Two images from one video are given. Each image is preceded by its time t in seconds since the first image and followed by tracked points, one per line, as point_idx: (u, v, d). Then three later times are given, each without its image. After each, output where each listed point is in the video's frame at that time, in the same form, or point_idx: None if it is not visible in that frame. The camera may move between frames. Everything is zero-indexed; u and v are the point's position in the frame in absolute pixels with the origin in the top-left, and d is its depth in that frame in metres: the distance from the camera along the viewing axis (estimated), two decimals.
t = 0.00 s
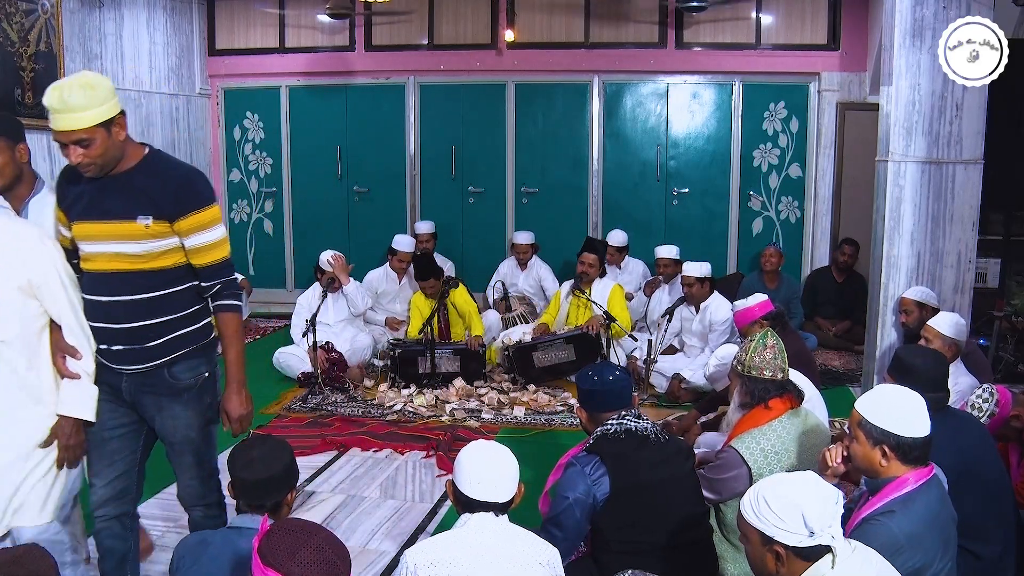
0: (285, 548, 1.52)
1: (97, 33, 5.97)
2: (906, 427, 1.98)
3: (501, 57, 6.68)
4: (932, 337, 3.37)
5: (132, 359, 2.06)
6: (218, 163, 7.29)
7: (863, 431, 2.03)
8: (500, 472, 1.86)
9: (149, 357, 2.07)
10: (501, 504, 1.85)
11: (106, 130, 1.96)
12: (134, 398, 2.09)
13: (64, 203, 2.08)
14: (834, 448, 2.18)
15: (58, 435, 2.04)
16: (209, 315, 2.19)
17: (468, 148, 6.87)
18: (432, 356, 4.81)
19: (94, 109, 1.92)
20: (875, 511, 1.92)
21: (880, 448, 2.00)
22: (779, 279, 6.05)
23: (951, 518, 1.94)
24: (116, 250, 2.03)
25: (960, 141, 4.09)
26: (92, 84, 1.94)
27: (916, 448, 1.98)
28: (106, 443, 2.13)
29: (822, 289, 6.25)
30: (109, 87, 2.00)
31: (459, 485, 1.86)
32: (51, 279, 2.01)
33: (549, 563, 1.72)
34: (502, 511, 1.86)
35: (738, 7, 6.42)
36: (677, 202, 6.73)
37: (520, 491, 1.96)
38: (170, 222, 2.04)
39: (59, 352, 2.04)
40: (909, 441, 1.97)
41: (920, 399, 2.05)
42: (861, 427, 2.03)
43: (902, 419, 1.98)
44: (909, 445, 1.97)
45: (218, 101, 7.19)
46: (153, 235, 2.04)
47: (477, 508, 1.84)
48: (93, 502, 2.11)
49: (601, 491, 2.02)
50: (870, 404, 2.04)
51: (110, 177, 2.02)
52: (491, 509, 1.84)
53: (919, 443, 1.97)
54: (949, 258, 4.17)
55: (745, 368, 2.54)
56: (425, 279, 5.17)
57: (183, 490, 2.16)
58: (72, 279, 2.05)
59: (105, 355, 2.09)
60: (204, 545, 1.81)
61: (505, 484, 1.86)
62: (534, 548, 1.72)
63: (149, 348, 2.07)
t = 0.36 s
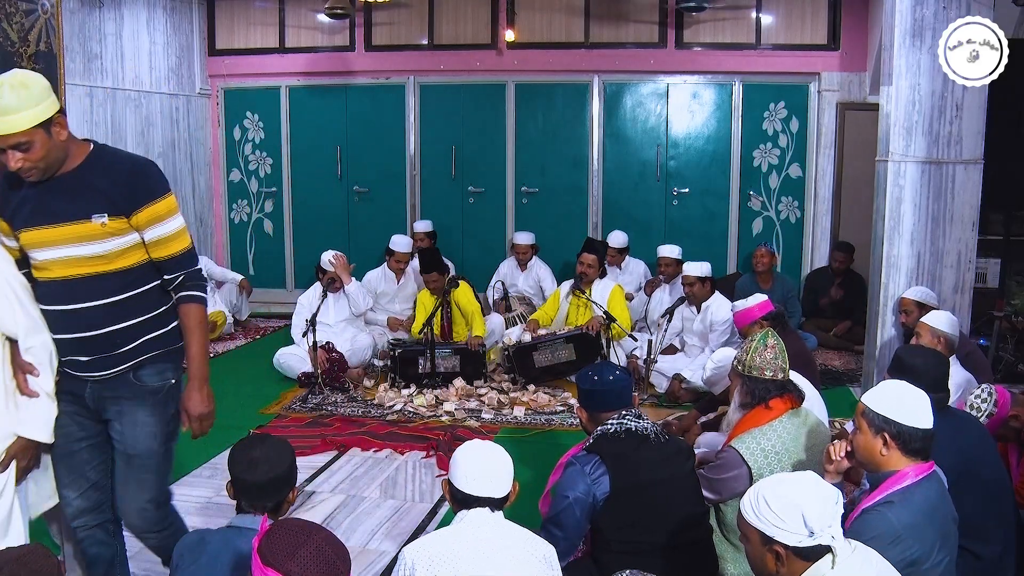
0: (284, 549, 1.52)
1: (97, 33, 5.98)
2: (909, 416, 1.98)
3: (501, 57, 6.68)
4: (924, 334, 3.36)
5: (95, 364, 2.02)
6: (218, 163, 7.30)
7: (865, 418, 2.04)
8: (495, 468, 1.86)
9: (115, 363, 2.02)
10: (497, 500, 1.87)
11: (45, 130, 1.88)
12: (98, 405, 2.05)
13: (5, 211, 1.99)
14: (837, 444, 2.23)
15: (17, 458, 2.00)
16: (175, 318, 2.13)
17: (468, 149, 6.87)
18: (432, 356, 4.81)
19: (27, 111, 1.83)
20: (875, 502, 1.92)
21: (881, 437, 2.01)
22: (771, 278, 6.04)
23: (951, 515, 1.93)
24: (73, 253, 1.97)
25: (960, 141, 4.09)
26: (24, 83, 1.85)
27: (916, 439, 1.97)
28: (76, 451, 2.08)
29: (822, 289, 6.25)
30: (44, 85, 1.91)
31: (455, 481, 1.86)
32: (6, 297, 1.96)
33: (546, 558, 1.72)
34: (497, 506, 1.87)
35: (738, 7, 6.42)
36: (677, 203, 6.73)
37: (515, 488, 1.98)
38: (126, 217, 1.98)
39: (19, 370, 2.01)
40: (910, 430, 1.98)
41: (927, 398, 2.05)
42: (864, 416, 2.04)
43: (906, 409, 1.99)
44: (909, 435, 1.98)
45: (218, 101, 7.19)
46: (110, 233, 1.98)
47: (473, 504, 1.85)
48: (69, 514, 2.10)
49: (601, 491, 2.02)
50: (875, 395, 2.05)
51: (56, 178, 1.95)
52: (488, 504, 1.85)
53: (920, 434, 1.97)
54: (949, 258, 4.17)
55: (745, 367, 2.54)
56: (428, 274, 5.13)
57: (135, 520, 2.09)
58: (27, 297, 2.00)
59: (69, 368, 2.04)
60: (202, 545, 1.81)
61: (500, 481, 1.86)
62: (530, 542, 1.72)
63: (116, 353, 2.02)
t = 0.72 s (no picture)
0: (283, 548, 1.52)
1: (97, 33, 5.98)
2: (904, 416, 1.98)
3: (501, 57, 6.68)
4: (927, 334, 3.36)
5: (61, 370, 1.97)
6: (218, 163, 7.30)
7: (862, 419, 2.04)
8: (492, 466, 1.87)
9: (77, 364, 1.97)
10: (495, 496, 1.86)
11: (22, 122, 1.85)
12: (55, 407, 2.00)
13: None
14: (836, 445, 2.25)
15: None
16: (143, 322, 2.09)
17: (468, 148, 6.87)
18: (432, 356, 4.81)
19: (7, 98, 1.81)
20: (872, 503, 1.92)
21: (876, 437, 2.01)
22: (775, 278, 6.04)
23: (949, 514, 1.93)
24: (44, 256, 1.93)
25: (960, 141, 4.09)
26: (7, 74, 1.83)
27: (912, 439, 1.98)
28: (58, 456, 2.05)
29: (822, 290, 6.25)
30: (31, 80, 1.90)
31: (453, 480, 1.86)
32: None
33: (543, 553, 1.71)
34: (495, 503, 1.87)
35: (738, 7, 6.42)
36: (677, 202, 6.73)
37: (512, 488, 1.97)
38: (103, 223, 1.96)
39: None
40: (904, 430, 1.98)
41: (923, 397, 2.05)
42: (860, 416, 2.05)
43: (902, 410, 1.99)
44: (904, 435, 1.98)
45: (218, 101, 7.19)
46: (87, 237, 1.95)
47: (472, 502, 1.85)
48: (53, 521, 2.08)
49: (601, 491, 2.02)
50: (871, 396, 2.06)
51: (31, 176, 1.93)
52: (485, 502, 1.85)
53: (916, 434, 1.98)
54: (950, 258, 4.17)
55: (745, 367, 2.54)
56: (445, 267, 5.31)
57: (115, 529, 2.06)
58: None
59: (28, 374, 1.98)
60: (206, 540, 1.80)
61: (498, 480, 1.86)
62: (527, 539, 1.72)
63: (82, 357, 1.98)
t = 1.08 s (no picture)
0: (284, 548, 1.52)
1: (97, 33, 5.98)
2: (894, 429, 1.97)
3: (501, 57, 6.68)
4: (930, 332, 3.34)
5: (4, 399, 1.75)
6: (218, 163, 7.31)
7: (851, 431, 2.04)
8: (495, 467, 1.87)
9: (23, 397, 1.76)
10: (497, 497, 1.86)
11: None
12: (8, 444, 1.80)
13: None
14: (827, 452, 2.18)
15: None
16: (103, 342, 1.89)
17: (468, 148, 6.87)
18: (432, 356, 4.81)
19: None
20: (867, 514, 1.91)
21: (867, 450, 2.01)
22: (784, 278, 6.04)
23: (945, 518, 1.93)
24: None
25: (960, 141, 4.09)
26: None
27: (904, 449, 1.97)
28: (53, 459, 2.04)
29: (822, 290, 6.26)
30: None
31: (454, 481, 1.86)
32: None
33: (546, 558, 1.71)
34: (497, 504, 1.87)
35: (738, 7, 6.42)
36: (677, 202, 6.73)
37: (514, 488, 1.98)
38: (52, 241, 1.74)
39: None
40: (896, 443, 1.97)
41: (911, 401, 2.04)
42: (850, 428, 2.04)
43: (892, 420, 1.98)
44: (895, 447, 1.97)
45: (218, 101, 7.19)
46: (35, 257, 1.73)
47: (474, 503, 1.85)
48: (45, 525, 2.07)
49: (601, 491, 2.02)
50: (860, 405, 2.05)
51: None
52: (488, 503, 1.85)
53: (907, 444, 1.97)
54: (949, 258, 4.17)
55: (745, 367, 2.54)
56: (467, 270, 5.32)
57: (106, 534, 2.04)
58: None
59: None
60: (214, 534, 1.81)
61: (501, 480, 1.87)
62: (531, 541, 1.72)
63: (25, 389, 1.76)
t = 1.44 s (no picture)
0: (285, 547, 1.52)
1: (97, 33, 5.97)
2: (890, 434, 1.97)
3: (501, 57, 6.68)
4: (935, 329, 3.34)
5: None
6: (218, 163, 7.31)
7: (847, 437, 2.03)
8: (501, 470, 1.87)
9: None
10: (502, 502, 1.85)
11: None
12: None
13: None
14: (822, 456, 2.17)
15: None
16: (52, 354, 1.67)
17: (468, 148, 6.87)
18: (432, 356, 4.81)
19: None
20: (865, 521, 1.90)
21: (863, 456, 2.00)
22: (783, 278, 6.04)
23: (944, 519, 1.94)
24: None
25: (960, 141, 4.09)
26: None
27: (901, 455, 1.96)
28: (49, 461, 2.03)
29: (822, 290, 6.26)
30: None
31: (459, 484, 1.86)
32: None
33: (549, 563, 1.71)
34: (503, 510, 1.86)
35: (738, 7, 6.42)
36: (677, 202, 6.73)
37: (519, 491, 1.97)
38: None
39: None
40: (892, 448, 1.96)
41: (906, 404, 2.04)
42: (846, 434, 2.03)
43: (889, 425, 1.98)
44: (893, 453, 1.96)
45: (218, 101, 7.19)
46: None
47: (478, 508, 1.84)
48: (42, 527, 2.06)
49: (601, 491, 2.02)
50: (856, 412, 2.04)
51: None
52: (493, 509, 1.84)
53: (905, 449, 1.96)
54: (950, 258, 4.17)
55: (745, 367, 2.54)
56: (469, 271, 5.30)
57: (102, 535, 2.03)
58: None
59: None
60: (213, 535, 1.80)
61: (506, 484, 1.86)
62: (535, 546, 1.72)
63: None
